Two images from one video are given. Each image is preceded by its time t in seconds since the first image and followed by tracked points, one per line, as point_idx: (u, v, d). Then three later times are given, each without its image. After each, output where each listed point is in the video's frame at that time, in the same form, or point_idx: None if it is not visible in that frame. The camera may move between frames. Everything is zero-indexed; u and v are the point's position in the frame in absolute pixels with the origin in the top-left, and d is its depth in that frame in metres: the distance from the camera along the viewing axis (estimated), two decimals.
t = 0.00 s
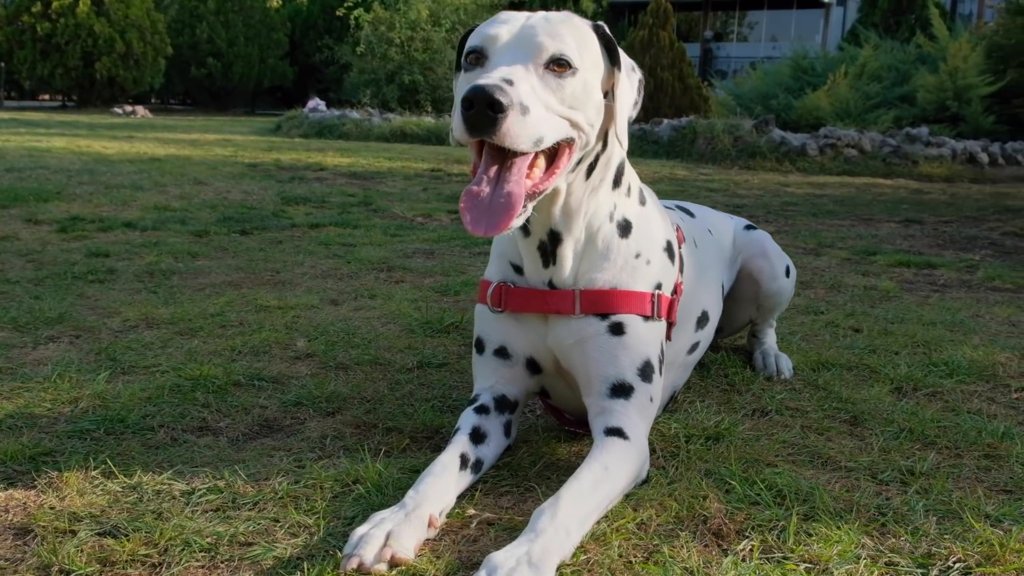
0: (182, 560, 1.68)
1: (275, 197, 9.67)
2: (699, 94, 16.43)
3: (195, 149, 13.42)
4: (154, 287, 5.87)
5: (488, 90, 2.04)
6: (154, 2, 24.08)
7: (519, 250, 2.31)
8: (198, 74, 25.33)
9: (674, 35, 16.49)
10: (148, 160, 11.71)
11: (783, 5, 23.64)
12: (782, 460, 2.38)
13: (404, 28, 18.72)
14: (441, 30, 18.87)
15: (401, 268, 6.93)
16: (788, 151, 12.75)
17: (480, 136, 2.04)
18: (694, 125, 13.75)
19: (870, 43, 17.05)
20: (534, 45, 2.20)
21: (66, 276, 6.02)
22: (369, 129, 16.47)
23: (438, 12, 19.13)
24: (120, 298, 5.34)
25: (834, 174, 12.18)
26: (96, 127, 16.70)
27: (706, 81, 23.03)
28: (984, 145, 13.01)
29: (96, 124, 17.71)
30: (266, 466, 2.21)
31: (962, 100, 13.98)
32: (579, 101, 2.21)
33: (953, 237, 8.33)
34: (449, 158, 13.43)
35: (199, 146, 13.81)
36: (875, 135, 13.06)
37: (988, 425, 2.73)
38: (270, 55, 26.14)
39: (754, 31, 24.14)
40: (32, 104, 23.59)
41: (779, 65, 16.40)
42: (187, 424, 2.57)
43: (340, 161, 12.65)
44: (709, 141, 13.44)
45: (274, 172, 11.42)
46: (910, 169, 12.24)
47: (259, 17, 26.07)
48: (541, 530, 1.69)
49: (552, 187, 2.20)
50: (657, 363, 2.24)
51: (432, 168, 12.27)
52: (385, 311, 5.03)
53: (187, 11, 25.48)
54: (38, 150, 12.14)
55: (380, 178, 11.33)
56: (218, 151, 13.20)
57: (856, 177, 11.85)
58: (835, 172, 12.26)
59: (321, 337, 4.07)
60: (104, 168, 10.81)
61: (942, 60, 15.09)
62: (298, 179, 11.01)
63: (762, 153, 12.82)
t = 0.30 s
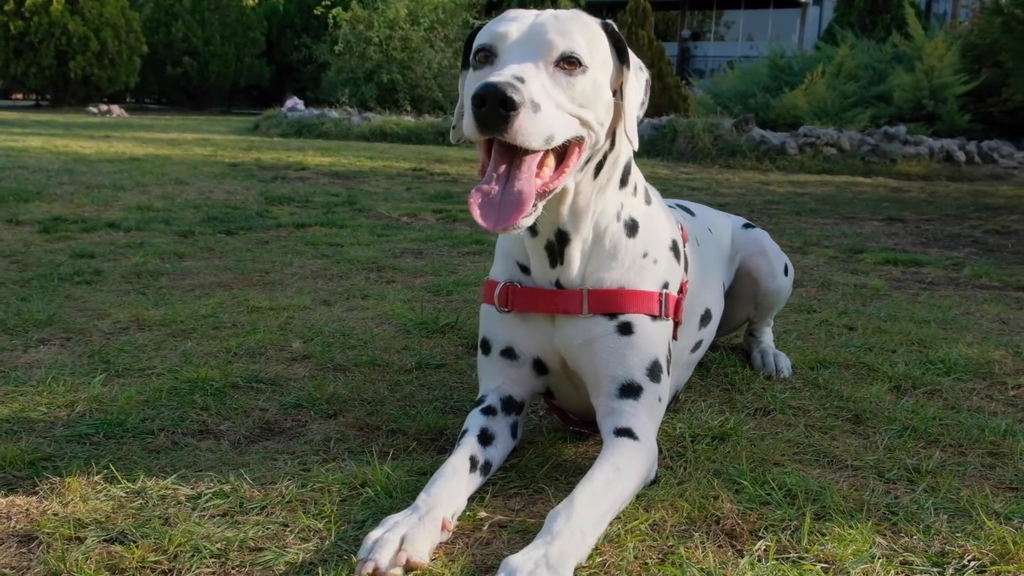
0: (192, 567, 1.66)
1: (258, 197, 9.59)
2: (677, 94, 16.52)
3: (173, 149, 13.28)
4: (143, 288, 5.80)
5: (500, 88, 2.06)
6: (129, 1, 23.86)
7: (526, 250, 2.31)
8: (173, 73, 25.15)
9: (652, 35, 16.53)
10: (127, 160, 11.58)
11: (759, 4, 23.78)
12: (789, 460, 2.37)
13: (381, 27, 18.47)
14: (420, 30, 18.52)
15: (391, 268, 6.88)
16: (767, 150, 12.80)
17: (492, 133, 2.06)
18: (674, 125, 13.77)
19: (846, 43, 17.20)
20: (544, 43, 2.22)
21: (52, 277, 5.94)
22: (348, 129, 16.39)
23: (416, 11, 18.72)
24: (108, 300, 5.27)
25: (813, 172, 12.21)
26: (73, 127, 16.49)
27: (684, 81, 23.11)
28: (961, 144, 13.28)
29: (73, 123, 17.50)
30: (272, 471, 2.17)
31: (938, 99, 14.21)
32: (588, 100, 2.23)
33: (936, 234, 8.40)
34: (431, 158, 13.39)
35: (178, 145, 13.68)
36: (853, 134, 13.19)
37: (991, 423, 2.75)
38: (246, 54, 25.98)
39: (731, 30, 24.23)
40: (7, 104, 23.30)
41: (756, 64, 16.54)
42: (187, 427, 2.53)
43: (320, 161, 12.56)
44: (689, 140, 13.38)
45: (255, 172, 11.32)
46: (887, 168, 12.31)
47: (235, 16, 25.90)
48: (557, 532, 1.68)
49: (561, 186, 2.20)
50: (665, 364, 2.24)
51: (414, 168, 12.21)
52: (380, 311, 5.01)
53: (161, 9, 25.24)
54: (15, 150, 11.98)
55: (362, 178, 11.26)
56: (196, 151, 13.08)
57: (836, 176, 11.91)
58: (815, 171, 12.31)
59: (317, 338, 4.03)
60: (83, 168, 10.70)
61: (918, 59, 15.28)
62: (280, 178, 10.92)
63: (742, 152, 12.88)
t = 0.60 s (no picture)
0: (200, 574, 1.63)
1: (240, 197, 9.51)
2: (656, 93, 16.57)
3: (151, 149, 13.15)
4: (129, 290, 5.73)
5: (510, 88, 2.09)
6: None
7: (530, 251, 2.31)
8: (148, 72, 24.97)
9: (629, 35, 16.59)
10: (105, 160, 11.45)
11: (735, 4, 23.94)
12: (794, 459, 2.37)
13: (359, 26, 18.37)
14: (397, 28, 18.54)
15: (380, 268, 6.85)
16: (747, 149, 12.84)
17: (501, 133, 2.09)
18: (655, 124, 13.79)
19: (821, 42, 17.33)
20: (551, 42, 2.27)
21: (37, 279, 5.86)
22: (327, 129, 16.29)
23: (393, 10, 18.70)
24: (97, 301, 5.20)
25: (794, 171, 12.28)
26: (49, 127, 16.29)
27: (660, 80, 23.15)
28: (938, 142, 13.43)
29: (47, 123, 17.28)
30: (276, 474, 2.15)
31: (914, 97, 14.37)
32: (595, 99, 2.28)
33: (918, 232, 8.46)
34: (411, 157, 13.34)
35: (155, 145, 13.55)
36: (831, 133, 13.31)
37: (989, 420, 2.76)
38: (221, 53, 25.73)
39: (707, 30, 24.34)
40: None
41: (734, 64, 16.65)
42: (185, 431, 2.49)
43: (300, 160, 12.48)
44: (669, 139, 13.40)
45: (235, 172, 11.23)
46: (866, 166, 12.41)
47: (211, 15, 25.76)
48: (570, 534, 1.66)
49: (568, 186, 2.23)
50: (671, 364, 2.24)
51: (394, 167, 12.16)
52: (371, 311, 4.98)
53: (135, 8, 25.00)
54: None
55: (344, 178, 11.19)
56: (173, 151, 12.95)
57: (815, 174, 11.96)
58: (792, 169, 12.35)
59: (310, 340, 3.99)
60: (61, 168, 10.58)
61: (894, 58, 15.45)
62: (261, 178, 10.82)
63: (721, 151, 12.89)
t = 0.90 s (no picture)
0: None
1: (222, 197, 9.44)
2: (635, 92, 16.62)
3: (127, 149, 13.01)
4: (116, 291, 5.66)
5: (513, 86, 2.08)
6: None
7: (533, 251, 2.30)
8: (122, 72, 24.78)
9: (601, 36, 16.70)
10: (81, 160, 11.31)
11: (711, 4, 24.10)
12: (797, 457, 2.37)
13: (336, 26, 18.22)
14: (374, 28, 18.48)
15: (367, 268, 6.81)
16: (726, 148, 12.87)
17: (505, 132, 2.09)
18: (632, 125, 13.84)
19: (797, 42, 17.45)
20: (555, 40, 2.27)
21: (20, 281, 5.78)
22: (305, 128, 16.18)
23: (370, 9, 18.59)
24: (81, 303, 5.12)
25: (772, 169, 12.33)
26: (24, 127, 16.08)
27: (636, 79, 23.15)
28: (913, 142, 13.45)
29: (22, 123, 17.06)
30: (279, 477, 2.12)
31: (889, 97, 14.48)
32: (599, 98, 2.27)
33: (900, 230, 8.52)
34: (391, 157, 13.30)
35: (132, 146, 13.41)
36: (809, 132, 13.42)
37: (987, 417, 2.78)
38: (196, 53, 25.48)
39: (683, 29, 24.47)
40: None
41: (710, 64, 16.82)
42: (182, 434, 2.46)
43: (280, 160, 12.39)
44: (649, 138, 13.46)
45: (215, 172, 11.14)
46: (843, 165, 12.48)
47: (185, 14, 25.65)
48: (582, 536, 1.65)
49: (572, 186, 2.23)
50: (676, 364, 2.24)
51: (375, 167, 12.11)
52: (362, 312, 4.96)
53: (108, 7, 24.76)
54: None
55: (324, 178, 11.12)
56: (150, 151, 12.81)
57: (795, 173, 12.03)
58: (771, 168, 12.40)
59: (303, 341, 3.96)
60: (38, 168, 10.46)
61: (869, 58, 15.56)
62: (241, 178, 10.74)
63: (700, 149, 12.89)
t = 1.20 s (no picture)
0: None
1: (203, 197, 9.35)
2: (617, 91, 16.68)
3: (104, 148, 12.85)
4: (103, 292, 5.59)
5: (514, 78, 2.08)
6: None
7: (536, 249, 2.29)
8: (95, 71, 24.60)
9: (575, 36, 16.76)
10: (58, 160, 11.16)
11: (688, 3, 24.21)
12: (799, 455, 2.38)
13: (313, 23, 17.99)
14: (352, 27, 18.21)
15: (356, 268, 6.77)
16: (706, 146, 12.92)
17: (504, 124, 2.08)
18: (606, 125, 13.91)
19: (773, 41, 17.54)
20: (556, 36, 2.27)
21: (4, 282, 5.69)
22: (283, 127, 16.05)
23: (348, 7, 18.40)
24: (66, 305, 5.05)
25: (751, 167, 12.36)
26: None
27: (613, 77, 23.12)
28: (890, 140, 13.57)
29: None
30: (282, 480, 2.09)
31: (864, 96, 14.51)
32: (601, 94, 2.27)
33: (882, 228, 8.58)
34: (371, 156, 13.25)
35: (109, 145, 13.26)
36: (787, 131, 13.52)
37: (984, 414, 2.80)
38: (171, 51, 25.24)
39: (659, 28, 24.51)
40: None
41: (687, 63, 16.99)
42: (180, 437, 2.42)
43: (259, 160, 12.30)
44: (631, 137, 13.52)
45: (194, 171, 11.04)
46: (821, 164, 12.56)
47: (159, 12, 25.63)
48: (595, 537, 1.63)
49: (574, 183, 2.22)
50: (681, 364, 2.23)
51: (356, 166, 12.06)
52: (352, 312, 4.93)
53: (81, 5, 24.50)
54: None
55: (306, 177, 11.05)
56: (128, 151, 12.67)
57: (776, 171, 12.09)
58: (751, 167, 12.44)
59: (297, 341, 3.93)
60: (15, 168, 10.32)
61: (843, 57, 15.64)
62: (222, 178, 10.65)
63: (680, 148, 12.89)
